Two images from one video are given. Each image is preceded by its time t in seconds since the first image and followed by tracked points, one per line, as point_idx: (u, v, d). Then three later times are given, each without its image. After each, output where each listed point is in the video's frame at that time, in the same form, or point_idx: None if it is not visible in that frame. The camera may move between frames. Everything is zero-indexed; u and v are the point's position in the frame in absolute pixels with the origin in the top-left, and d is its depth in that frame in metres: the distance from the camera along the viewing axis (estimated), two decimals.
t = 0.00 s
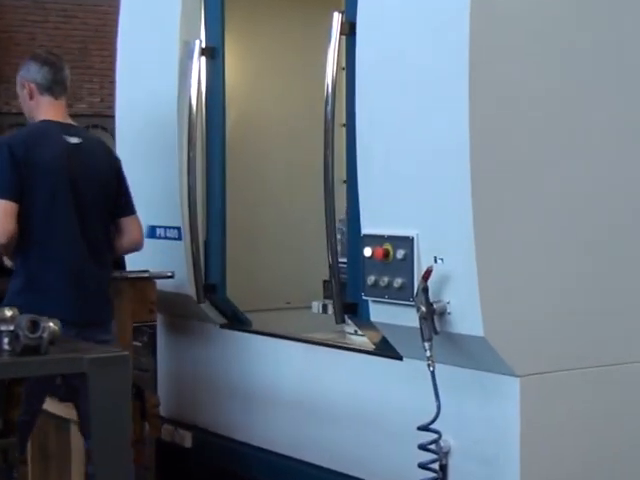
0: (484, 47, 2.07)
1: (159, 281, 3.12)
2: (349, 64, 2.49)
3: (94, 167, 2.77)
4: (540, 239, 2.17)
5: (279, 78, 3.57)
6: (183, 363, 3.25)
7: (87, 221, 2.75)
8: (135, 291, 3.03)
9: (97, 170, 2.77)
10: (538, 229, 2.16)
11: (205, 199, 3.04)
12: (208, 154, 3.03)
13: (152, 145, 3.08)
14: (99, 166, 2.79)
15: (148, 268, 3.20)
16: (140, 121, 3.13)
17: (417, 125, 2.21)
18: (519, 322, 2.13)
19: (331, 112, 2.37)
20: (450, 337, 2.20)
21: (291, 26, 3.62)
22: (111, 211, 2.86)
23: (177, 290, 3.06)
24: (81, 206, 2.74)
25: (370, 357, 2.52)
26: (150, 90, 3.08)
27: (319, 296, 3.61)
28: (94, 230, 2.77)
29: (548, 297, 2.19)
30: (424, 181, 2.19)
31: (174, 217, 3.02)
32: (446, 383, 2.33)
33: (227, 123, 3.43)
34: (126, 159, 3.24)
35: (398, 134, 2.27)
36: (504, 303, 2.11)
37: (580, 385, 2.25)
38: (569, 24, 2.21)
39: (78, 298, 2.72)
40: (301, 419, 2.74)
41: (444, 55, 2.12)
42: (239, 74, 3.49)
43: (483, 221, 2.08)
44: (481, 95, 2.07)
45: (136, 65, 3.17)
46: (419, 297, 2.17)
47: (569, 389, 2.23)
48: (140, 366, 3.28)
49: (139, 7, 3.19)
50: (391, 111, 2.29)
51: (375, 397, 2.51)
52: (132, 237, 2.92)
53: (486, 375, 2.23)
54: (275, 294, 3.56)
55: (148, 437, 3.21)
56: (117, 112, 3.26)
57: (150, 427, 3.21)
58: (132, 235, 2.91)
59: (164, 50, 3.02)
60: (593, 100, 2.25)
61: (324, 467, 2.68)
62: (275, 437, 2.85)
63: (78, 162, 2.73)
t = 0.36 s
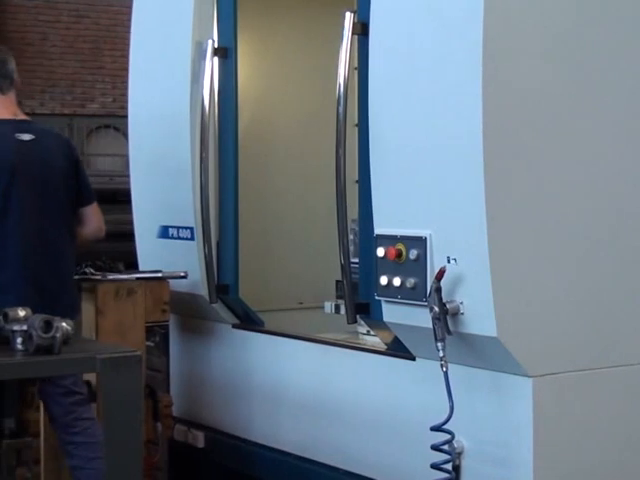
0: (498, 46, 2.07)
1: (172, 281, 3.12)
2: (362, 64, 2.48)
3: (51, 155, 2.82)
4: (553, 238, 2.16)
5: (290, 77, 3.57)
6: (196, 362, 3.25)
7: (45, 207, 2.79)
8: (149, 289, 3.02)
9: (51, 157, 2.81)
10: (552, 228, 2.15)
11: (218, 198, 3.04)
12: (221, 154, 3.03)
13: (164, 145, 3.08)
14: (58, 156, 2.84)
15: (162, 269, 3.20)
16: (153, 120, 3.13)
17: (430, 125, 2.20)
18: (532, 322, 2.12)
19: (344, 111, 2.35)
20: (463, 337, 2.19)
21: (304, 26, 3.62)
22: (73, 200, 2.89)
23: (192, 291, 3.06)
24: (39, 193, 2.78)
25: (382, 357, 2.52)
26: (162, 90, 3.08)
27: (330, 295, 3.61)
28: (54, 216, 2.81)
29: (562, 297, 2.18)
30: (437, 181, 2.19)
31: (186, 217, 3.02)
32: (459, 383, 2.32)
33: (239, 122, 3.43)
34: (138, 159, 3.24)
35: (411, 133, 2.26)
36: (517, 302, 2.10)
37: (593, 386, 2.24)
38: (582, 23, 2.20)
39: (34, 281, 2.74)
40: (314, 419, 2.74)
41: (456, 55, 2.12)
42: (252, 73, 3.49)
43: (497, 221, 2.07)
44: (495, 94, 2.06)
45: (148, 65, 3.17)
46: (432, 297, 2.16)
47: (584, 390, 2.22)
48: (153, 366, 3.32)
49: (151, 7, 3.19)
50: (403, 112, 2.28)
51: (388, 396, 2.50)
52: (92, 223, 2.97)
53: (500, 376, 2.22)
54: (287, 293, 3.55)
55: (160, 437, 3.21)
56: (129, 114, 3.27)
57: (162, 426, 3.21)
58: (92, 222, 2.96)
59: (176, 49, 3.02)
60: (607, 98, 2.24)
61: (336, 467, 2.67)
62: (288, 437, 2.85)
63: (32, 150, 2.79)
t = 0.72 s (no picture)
0: (507, 45, 2.06)
1: (180, 280, 3.12)
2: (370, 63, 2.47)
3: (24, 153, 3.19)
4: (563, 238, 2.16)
5: (297, 77, 3.57)
6: (203, 360, 3.25)
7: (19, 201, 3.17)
8: (157, 288, 3.01)
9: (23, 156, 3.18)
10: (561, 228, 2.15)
11: (226, 197, 3.03)
12: (228, 153, 3.03)
13: (172, 144, 3.08)
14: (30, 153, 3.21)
15: (170, 268, 3.21)
16: (161, 120, 3.13)
17: (438, 124, 2.20)
18: (540, 321, 2.12)
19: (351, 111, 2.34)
20: (472, 337, 2.19)
21: (311, 25, 3.62)
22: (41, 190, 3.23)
23: (200, 290, 3.06)
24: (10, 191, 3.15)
25: (389, 357, 2.52)
26: (170, 89, 3.08)
27: (337, 295, 3.61)
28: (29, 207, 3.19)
29: (571, 297, 2.17)
30: (446, 181, 2.18)
31: (194, 216, 3.02)
32: (467, 383, 2.32)
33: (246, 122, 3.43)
34: (146, 157, 3.24)
35: (419, 133, 2.26)
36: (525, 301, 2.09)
37: (602, 386, 2.24)
38: (591, 22, 2.20)
39: (12, 274, 3.14)
40: (322, 418, 2.74)
41: (464, 55, 2.12)
42: (259, 73, 3.49)
43: (506, 220, 2.06)
44: (504, 93, 2.06)
45: (156, 64, 3.17)
46: (441, 296, 2.16)
47: (593, 390, 2.22)
48: (160, 366, 3.36)
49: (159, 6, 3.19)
50: (412, 112, 2.28)
51: (396, 396, 2.50)
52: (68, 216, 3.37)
53: (508, 376, 2.22)
54: (295, 294, 3.55)
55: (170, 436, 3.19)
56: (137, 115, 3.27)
57: (170, 426, 3.20)
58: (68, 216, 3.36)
59: (184, 50, 3.02)
60: (616, 98, 2.24)
61: (345, 467, 2.67)
62: (296, 437, 2.85)
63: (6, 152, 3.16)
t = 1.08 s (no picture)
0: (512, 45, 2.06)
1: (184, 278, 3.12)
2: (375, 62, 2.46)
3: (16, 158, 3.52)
4: (567, 238, 2.15)
5: (301, 77, 3.56)
6: (207, 359, 3.26)
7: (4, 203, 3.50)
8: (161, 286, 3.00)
9: (17, 156, 3.51)
10: (566, 228, 2.15)
11: (230, 195, 3.03)
12: (232, 151, 3.02)
13: (176, 142, 3.08)
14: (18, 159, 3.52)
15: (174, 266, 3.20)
16: (165, 118, 3.13)
17: (444, 124, 2.20)
18: (544, 320, 2.12)
19: (356, 110, 2.34)
20: (476, 337, 2.19)
21: (317, 25, 3.62)
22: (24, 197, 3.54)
23: (203, 288, 3.06)
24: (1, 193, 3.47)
25: (392, 356, 2.52)
26: (175, 88, 3.08)
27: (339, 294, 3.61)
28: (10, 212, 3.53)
29: (576, 297, 2.17)
30: (451, 181, 2.18)
31: (198, 214, 3.01)
32: (471, 382, 2.31)
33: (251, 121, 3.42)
34: (150, 156, 3.24)
35: (423, 133, 2.26)
36: (529, 301, 2.09)
37: (606, 385, 2.23)
38: (596, 21, 2.19)
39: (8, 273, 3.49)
40: (325, 416, 2.74)
41: (468, 54, 2.12)
42: (265, 70, 3.48)
43: (511, 220, 2.06)
44: (510, 92, 2.05)
45: (160, 62, 3.17)
46: (445, 296, 2.16)
47: (598, 390, 2.22)
48: (164, 364, 3.35)
49: (164, 4, 3.19)
50: (417, 111, 2.27)
51: (399, 395, 2.50)
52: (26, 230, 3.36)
53: (512, 375, 2.21)
54: (298, 293, 3.55)
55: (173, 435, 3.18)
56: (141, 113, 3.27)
57: (173, 423, 3.18)
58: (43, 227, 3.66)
59: (188, 48, 3.02)
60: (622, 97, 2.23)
61: (348, 465, 2.67)
62: (299, 436, 2.84)
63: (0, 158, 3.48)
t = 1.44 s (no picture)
0: (513, 44, 2.05)
1: (185, 277, 3.12)
2: (375, 60, 2.45)
3: None
4: (568, 238, 2.15)
5: (301, 74, 3.56)
6: (207, 357, 3.26)
7: None
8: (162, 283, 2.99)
9: None
10: (567, 227, 2.15)
11: (231, 192, 3.03)
12: (233, 148, 3.02)
13: (177, 140, 3.08)
14: None
15: (174, 264, 3.20)
16: (167, 115, 3.12)
17: (445, 123, 2.19)
18: (544, 318, 2.11)
19: (356, 107, 2.33)
20: (476, 335, 2.19)
21: (317, 22, 3.61)
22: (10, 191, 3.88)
23: (203, 286, 3.06)
24: None
25: (392, 354, 2.52)
26: (175, 85, 3.07)
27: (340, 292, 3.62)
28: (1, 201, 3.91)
29: (577, 296, 2.17)
30: (451, 180, 2.18)
31: (199, 212, 3.01)
32: (471, 381, 2.32)
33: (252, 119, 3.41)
34: (150, 153, 3.24)
35: (424, 131, 2.26)
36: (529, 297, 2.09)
37: (606, 384, 2.23)
38: (596, 21, 2.19)
39: None
40: (325, 414, 2.74)
41: (469, 53, 2.11)
42: (265, 67, 3.48)
43: (511, 219, 2.06)
44: (511, 92, 2.05)
45: (160, 59, 3.17)
46: (445, 294, 2.16)
47: (598, 390, 2.22)
48: (164, 362, 3.38)
49: (164, 1, 3.19)
50: (418, 108, 2.27)
51: (399, 393, 2.50)
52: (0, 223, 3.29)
53: (512, 373, 2.22)
54: (298, 290, 3.55)
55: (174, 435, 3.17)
56: (142, 110, 3.27)
57: (173, 421, 3.18)
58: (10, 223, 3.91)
59: (189, 45, 3.02)
60: (623, 96, 2.23)
61: (348, 464, 2.67)
62: (300, 434, 2.85)
63: None
